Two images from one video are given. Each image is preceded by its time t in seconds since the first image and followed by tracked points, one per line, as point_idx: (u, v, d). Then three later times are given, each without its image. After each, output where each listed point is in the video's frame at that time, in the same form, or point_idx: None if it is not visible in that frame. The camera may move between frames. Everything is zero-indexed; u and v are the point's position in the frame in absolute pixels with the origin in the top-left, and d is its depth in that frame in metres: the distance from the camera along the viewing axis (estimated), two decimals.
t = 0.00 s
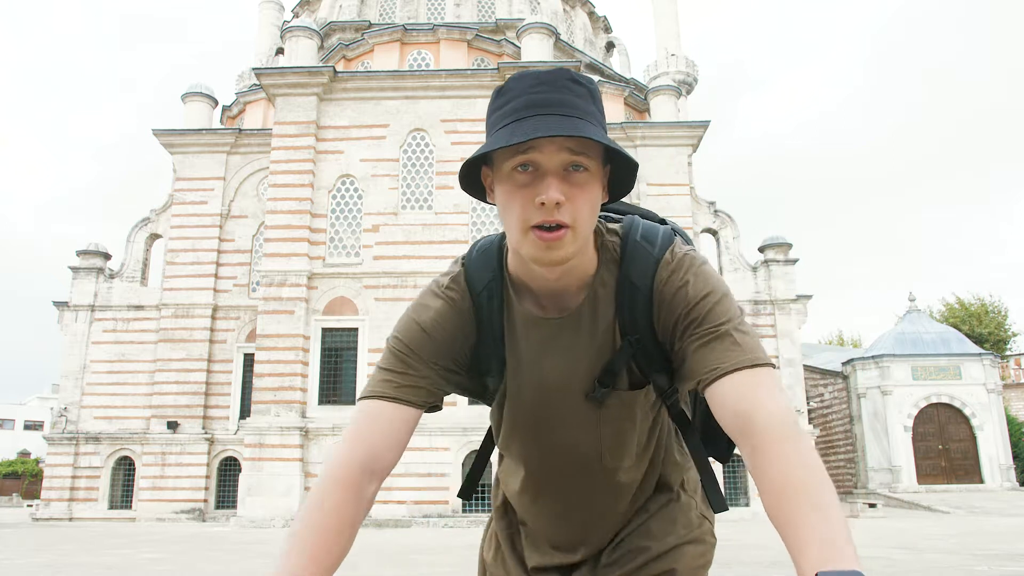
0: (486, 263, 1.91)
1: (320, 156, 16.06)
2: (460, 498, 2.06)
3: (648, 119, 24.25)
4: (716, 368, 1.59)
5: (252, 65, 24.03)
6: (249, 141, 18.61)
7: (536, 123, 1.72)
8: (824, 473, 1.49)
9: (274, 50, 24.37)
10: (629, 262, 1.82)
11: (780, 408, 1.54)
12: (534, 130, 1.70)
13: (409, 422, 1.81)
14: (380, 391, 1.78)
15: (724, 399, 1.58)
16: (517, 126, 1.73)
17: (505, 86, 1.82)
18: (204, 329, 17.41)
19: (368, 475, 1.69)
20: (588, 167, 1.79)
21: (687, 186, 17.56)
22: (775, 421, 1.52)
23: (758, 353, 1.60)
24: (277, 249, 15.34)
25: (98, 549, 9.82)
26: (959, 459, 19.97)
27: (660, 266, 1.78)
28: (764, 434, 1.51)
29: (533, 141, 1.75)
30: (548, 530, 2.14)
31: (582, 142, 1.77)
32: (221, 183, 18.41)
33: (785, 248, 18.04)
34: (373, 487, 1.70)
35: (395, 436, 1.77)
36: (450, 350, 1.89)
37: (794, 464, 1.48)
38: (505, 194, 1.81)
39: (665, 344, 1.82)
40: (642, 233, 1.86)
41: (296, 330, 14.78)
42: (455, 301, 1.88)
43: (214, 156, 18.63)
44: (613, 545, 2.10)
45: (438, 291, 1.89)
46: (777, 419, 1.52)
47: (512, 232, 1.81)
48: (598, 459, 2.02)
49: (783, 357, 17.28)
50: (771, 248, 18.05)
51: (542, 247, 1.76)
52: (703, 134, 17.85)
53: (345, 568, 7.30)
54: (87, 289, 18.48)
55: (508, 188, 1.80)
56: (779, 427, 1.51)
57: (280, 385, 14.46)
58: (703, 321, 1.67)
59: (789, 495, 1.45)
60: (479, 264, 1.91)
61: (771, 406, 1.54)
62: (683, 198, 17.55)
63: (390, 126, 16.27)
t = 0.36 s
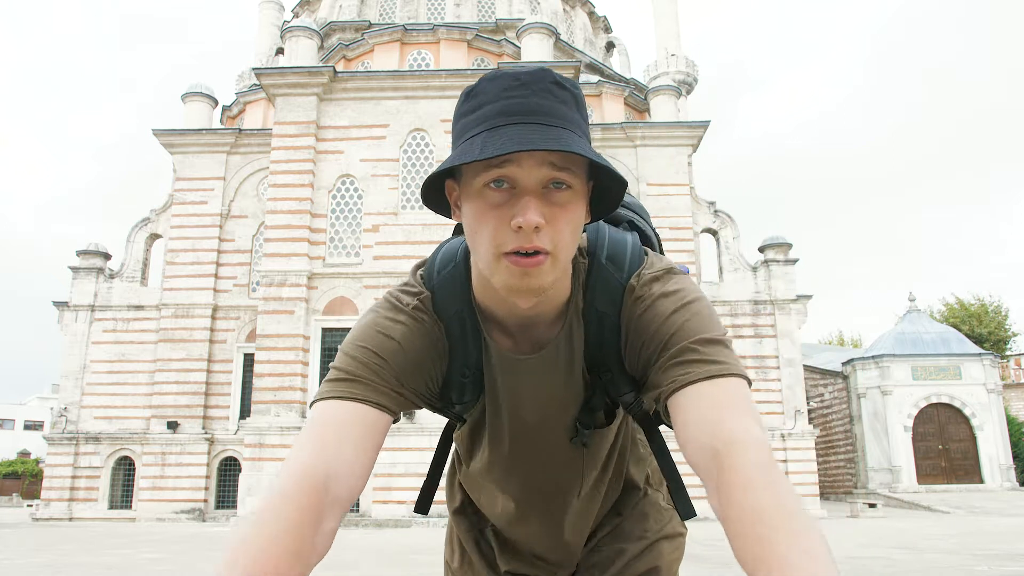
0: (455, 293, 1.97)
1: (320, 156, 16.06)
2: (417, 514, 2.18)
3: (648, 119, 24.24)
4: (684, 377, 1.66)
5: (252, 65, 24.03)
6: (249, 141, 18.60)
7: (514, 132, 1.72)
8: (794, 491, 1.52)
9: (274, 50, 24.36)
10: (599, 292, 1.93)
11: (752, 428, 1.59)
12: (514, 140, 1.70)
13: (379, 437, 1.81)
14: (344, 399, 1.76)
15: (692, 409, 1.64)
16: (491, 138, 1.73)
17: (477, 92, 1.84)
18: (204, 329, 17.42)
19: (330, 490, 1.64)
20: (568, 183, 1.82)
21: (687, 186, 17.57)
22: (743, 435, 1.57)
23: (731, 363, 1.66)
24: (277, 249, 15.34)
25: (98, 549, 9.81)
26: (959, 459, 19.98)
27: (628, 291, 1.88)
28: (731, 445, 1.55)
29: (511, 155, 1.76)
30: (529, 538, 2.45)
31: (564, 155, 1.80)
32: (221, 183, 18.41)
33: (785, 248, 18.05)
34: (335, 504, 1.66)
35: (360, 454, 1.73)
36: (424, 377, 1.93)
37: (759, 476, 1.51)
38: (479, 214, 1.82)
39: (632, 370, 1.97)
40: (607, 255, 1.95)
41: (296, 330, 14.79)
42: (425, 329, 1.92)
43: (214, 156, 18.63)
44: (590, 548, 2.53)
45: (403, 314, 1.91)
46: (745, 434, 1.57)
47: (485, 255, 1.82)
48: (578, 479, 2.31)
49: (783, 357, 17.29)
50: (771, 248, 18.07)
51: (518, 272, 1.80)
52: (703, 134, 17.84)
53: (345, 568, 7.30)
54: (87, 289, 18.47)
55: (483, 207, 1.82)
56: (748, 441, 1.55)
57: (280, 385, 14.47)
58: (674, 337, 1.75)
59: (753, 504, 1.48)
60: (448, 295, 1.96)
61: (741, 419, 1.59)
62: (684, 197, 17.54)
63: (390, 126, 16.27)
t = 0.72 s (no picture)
0: (419, 316, 1.95)
1: (320, 156, 16.06)
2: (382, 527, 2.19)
3: (648, 119, 24.24)
4: (669, 411, 1.65)
5: (252, 65, 24.04)
6: (249, 141, 18.60)
7: (472, 150, 1.71)
8: (775, 547, 1.52)
9: (274, 50, 24.38)
10: (579, 320, 1.91)
11: (738, 479, 1.58)
12: (472, 160, 1.69)
13: (339, 464, 1.80)
14: (302, 425, 1.74)
15: (676, 450, 1.63)
16: (447, 156, 1.72)
17: (434, 105, 1.82)
18: (204, 329, 17.43)
19: (286, 534, 1.63)
20: (534, 202, 1.81)
21: (687, 186, 17.57)
22: (730, 486, 1.55)
23: (719, 403, 1.65)
24: (277, 249, 15.35)
25: (98, 549, 9.81)
26: (959, 459, 19.98)
27: (612, 317, 1.86)
28: (717, 497, 1.53)
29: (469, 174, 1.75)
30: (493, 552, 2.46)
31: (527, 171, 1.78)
32: (221, 183, 18.41)
33: (785, 248, 18.07)
34: (292, 548, 1.65)
35: (318, 489, 1.71)
36: (384, 399, 1.93)
37: (742, 530, 1.50)
38: (439, 234, 1.81)
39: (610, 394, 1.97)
40: (586, 283, 1.93)
41: (296, 330, 14.79)
42: (384, 350, 1.90)
43: (214, 156, 18.63)
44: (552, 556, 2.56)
45: (364, 333, 1.88)
46: (732, 485, 1.55)
47: (446, 280, 1.81)
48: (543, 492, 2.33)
49: (783, 357, 17.30)
50: (771, 248, 18.08)
51: (482, 298, 1.79)
52: (703, 134, 17.84)
53: (345, 568, 7.29)
54: (87, 289, 18.47)
55: (442, 229, 1.81)
56: (733, 493, 1.54)
57: (281, 385, 14.47)
58: (662, 367, 1.74)
59: (733, 562, 1.48)
60: (414, 318, 1.95)
61: (728, 469, 1.58)
62: (684, 197, 17.53)
63: (390, 126, 16.27)
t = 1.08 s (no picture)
0: (411, 312, 1.97)
1: (320, 156, 16.06)
2: (367, 521, 2.20)
3: (648, 119, 24.25)
4: (671, 409, 1.65)
5: (252, 65, 24.04)
6: (249, 141, 18.61)
7: (465, 139, 1.71)
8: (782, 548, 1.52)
9: (274, 50, 24.38)
10: (581, 317, 1.91)
11: (745, 479, 1.58)
12: (465, 148, 1.69)
13: (327, 462, 1.80)
14: (289, 425, 1.75)
15: (681, 451, 1.62)
16: (441, 147, 1.72)
17: (422, 98, 1.82)
18: (204, 329, 17.43)
19: (271, 536, 1.63)
20: (530, 189, 1.81)
21: (687, 186, 17.57)
22: (737, 487, 1.55)
23: (724, 398, 1.64)
24: (277, 249, 15.35)
25: (98, 549, 9.81)
26: (959, 459, 19.98)
27: (615, 311, 1.86)
28: (724, 500, 1.54)
29: (465, 164, 1.75)
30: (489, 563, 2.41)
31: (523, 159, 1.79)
32: (221, 183, 18.41)
33: (785, 248, 18.07)
34: (279, 549, 1.65)
35: (304, 488, 1.71)
36: (375, 393, 1.93)
37: (750, 533, 1.51)
38: (435, 227, 1.81)
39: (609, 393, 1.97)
40: (589, 277, 1.94)
41: (296, 330, 14.79)
42: (372, 346, 1.90)
43: (214, 156, 18.63)
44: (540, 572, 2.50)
45: (350, 330, 1.88)
46: (739, 488, 1.55)
47: (443, 273, 1.81)
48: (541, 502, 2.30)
49: (783, 357, 17.29)
50: (771, 248, 18.08)
51: (481, 292, 1.80)
52: (703, 134, 17.83)
53: (345, 568, 7.30)
54: (87, 289, 18.47)
55: (438, 221, 1.81)
56: (740, 495, 1.54)
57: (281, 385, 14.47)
58: (665, 363, 1.73)
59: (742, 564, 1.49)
60: (402, 318, 1.96)
61: (735, 469, 1.58)
62: (684, 197, 17.53)
63: (390, 126, 16.27)
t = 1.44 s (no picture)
0: (406, 292, 2.00)
1: (320, 156, 16.05)
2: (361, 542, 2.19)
3: (648, 119, 24.24)
4: (673, 402, 1.65)
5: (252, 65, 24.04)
6: (249, 141, 18.61)
7: (470, 110, 1.70)
8: (781, 544, 1.52)
9: (274, 50, 24.37)
10: (581, 301, 1.92)
11: (744, 474, 1.57)
12: (468, 119, 1.68)
13: (321, 454, 1.79)
14: (282, 412, 1.75)
15: (681, 446, 1.62)
16: (443, 117, 1.72)
17: (425, 70, 1.82)
18: (204, 329, 17.43)
19: (266, 527, 1.62)
20: (533, 164, 1.81)
21: (687, 186, 17.57)
22: (733, 483, 1.55)
23: (725, 390, 1.64)
24: (277, 248, 15.35)
25: (98, 549, 9.80)
26: (959, 459, 19.98)
27: (618, 296, 1.87)
28: (720, 495, 1.54)
29: (467, 136, 1.75)
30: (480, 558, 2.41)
31: (526, 132, 1.78)
32: (222, 183, 18.41)
33: (785, 248, 18.07)
34: (273, 540, 1.64)
35: (298, 479, 1.71)
36: (370, 371, 1.93)
37: (747, 528, 1.50)
38: (434, 203, 1.82)
39: (609, 381, 1.96)
40: (590, 260, 1.95)
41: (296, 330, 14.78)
42: (366, 326, 1.91)
43: (214, 156, 18.63)
44: None
45: (344, 312, 1.89)
46: (736, 483, 1.55)
47: (443, 250, 1.81)
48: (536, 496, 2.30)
49: (783, 357, 17.30)
50: (771, 248, 18.08)
51: (480, 269, 1.79)
52: (703, 134, 17.83)
53: (345, 568, 7.31)
54: (87, 289, 18.48)
55: (440, 196, 1.82)
56: (739, 491, 1.54)
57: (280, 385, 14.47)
58: (666, 353, 1.73)
59: (738, 557, 1.48)
60: (397, 296, 2.00)
61: (733, 464, 1.58)
62: (684, 197, 17.53)
63: (390, 126, 16.26)
